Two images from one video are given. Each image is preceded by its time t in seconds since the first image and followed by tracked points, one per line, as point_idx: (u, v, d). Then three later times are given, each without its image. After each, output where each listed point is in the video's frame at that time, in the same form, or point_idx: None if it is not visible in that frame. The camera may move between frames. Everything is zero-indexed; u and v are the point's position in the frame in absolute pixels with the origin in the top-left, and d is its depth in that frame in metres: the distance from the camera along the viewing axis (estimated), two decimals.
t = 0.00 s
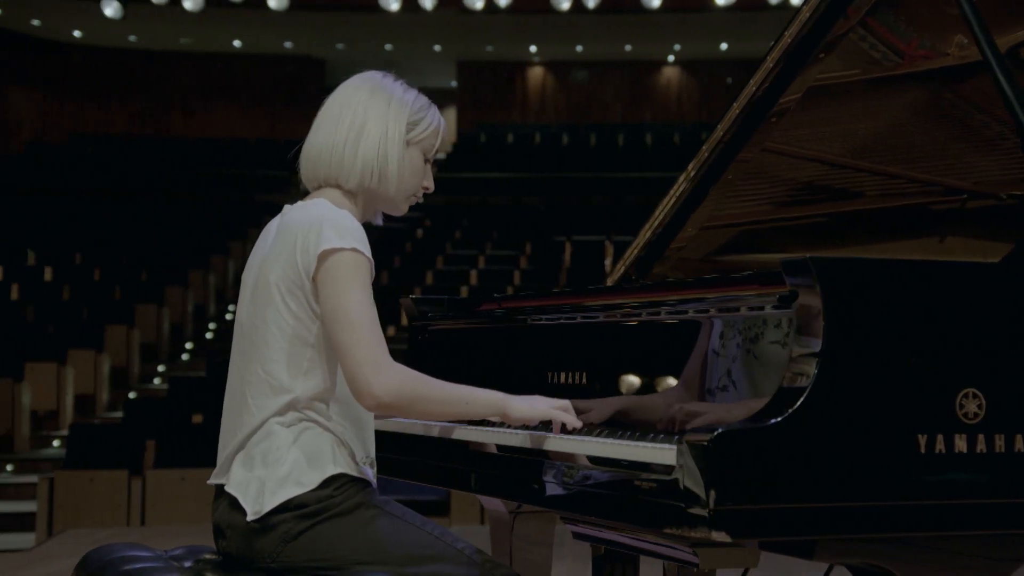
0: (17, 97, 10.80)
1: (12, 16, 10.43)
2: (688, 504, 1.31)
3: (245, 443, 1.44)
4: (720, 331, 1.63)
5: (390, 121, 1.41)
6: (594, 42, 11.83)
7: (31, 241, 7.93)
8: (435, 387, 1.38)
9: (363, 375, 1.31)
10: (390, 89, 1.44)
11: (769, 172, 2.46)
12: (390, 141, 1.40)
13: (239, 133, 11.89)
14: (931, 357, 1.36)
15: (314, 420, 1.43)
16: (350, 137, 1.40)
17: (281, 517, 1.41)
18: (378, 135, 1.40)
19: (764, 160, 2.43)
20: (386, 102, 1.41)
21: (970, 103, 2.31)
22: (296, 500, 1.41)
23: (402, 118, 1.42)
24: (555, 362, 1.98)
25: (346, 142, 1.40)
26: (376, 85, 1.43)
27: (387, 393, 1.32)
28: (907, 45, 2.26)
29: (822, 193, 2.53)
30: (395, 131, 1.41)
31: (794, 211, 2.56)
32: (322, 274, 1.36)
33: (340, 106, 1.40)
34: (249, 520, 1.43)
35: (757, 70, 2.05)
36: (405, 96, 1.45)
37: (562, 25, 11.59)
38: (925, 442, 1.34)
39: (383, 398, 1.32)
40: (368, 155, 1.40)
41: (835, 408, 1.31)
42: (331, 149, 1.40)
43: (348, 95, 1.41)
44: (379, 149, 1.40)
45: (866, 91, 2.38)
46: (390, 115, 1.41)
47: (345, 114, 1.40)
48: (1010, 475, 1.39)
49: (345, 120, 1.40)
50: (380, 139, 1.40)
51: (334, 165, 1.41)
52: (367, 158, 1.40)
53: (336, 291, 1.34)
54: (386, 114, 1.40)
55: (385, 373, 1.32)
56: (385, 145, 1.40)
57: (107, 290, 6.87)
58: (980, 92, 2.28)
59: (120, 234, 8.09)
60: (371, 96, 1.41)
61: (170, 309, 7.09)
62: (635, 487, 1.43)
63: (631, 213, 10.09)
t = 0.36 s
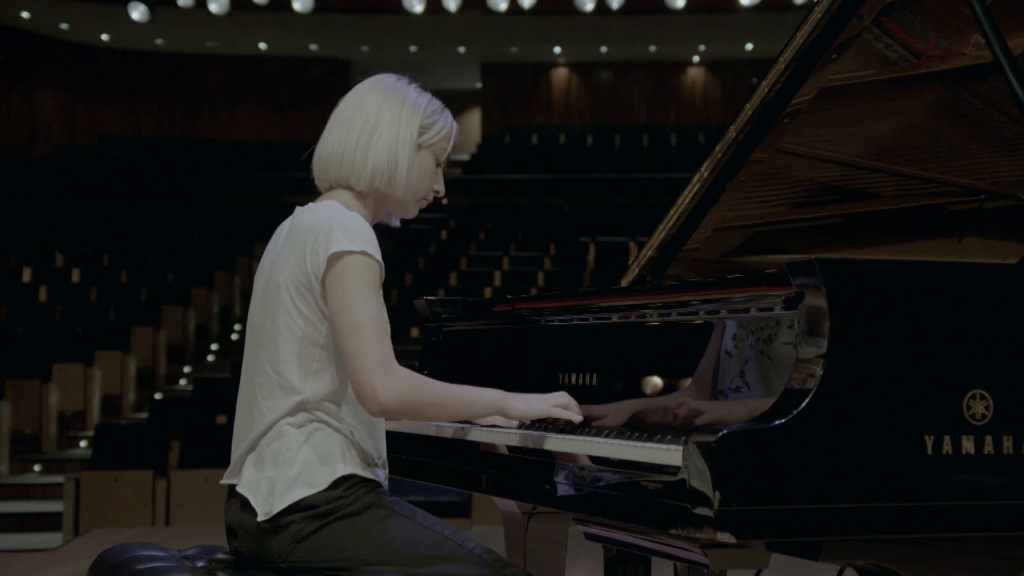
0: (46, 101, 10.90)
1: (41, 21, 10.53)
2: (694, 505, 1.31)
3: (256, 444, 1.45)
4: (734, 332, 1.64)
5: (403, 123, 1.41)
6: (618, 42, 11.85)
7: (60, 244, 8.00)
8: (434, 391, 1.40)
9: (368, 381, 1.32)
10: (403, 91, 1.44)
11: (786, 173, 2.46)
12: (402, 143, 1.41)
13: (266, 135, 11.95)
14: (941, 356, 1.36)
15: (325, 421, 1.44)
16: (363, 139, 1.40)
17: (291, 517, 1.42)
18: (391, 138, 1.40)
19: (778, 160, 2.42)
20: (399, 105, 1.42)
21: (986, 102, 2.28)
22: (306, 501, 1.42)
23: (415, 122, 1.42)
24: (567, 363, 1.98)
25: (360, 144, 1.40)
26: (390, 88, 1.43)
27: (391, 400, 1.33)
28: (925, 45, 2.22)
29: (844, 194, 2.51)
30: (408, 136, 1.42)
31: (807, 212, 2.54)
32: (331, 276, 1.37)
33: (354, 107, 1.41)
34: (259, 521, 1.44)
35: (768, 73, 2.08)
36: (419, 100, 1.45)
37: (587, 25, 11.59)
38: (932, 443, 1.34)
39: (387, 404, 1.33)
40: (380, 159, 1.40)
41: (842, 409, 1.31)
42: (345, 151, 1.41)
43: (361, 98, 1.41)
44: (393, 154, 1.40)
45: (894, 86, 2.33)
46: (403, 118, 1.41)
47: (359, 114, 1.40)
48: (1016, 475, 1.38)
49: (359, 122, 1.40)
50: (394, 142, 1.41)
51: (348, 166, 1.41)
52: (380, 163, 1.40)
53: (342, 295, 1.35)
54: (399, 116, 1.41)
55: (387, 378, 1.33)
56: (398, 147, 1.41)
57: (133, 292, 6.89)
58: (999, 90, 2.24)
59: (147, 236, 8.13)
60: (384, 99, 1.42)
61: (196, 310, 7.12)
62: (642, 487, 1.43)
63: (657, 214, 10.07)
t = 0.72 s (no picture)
0: (75, 104, 10.98)
1: (71, 24, 10.60)
2: (701, 506, 1.31)
3: (265, 445, 1.46)
4: (749, 332, 1.63)
5: (417, 132, 1.42)
6: (645, 42, 11.83)
7: (88, 245, 8.04)
8: (434, 390, 1.40)
9: (369, 380, 1.33)
10: (416, 99, 1.45)
11: (802, 174, 2.43)
12: (417, 153, 1.42)
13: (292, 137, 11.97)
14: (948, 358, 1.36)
15: (332, 420, 1.45)
16: (378, 147, 1.41)
17: (300, 517, 1.43)
18: (407, 146, 1.42)
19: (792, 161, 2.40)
20: (414, 113, 1.43)
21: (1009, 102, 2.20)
22: (315, 501, 1.43)
23: (428, 132, 1.44)
24: (578, 364, 1.98)
25: (376, 150, 1.41)
26: (405, 96, 1.44)
27: (389, 397, 1.34)
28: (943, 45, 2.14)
29: (863, 195, 2.46)
30: (422, 145, 1.43)
31: (822, 213, 2.52)
32: (336, 276, 1.38)
33: (368, 113, 1.41)
34: (270, 521, 1.45)
35: (784, 71, 2.09)
36: (431, 109, 1.46)
37: (612, 27, 11.57)
38: (941, 444, 1.34)
39: (386, 400, 1.33)
40: (394, 167, 1.41)
41: (851, 411, 1.31)
42: (358, 156, 1.41)
43: (376, 104, 1.42)
44: (407, 163, 1.42)
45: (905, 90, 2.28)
46: (417, 127, 1.42)
47: (373, 121, 1.41)
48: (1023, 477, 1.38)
49: (374, 128, 1.41)
50: (408, 152, 1.42)
51: (360, 173, 1.41)
52: (395, 170, 1.41)
53: (346, 296, 1.36)
54: (414, 125, 1.42)
55: (387, 375, 1.34)
56: (413, 156, 1.42)
57: (161, 292, 6.90)
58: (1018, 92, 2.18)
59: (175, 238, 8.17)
60: (399, 105, 1.43)
61: (223, 310, 7.12)
62: (651, 487, 1.43)
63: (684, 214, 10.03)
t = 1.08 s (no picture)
0: (99, 105, 11.02)
1: (94, 26, 10.65)
2: (704, 506, 1.31)
3: (272, 446, 1.47)
4: (757, 330, 1.65)
5: (392, 122, 1.44)
6: (667, 42, 11.84)
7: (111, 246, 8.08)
8: (445, 380, 1.40)
9: (374, 370, 1.33)
10: (390, 91, 1.46)
11: (817, 173, 2.39)
12: (394, 140, 1.44)
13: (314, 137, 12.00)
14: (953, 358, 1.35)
15: (338, 418, 1.46)
16: (354, 141, 1.43)
17: (309, 517, 1.44)
18: (383, 136, 1.43)
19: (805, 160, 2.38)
20: (387, 104, 1.44)
21: None
22: (323, 500, 1.43)
23: (404, 118, 1.45)
24: (586, 365, 1.97)
25: (352, 144, 1.43)
26: (377, 89, 1.46)
27: (398, 390, 1.33)
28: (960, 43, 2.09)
29: (875, 195, 2.42)
30: (398, 132, 1.44)
31: (836, 213, 2.47)
32: (338, 270, 1.39)
33: (342, 113, 1.43)
34: (279, 521, 1.45)
35: (793, 73, 2.09)
36: (406, 98, 1.47)
37: (634, 26, 11.56)
38: (947, 444, 1.34)
39: (395, 393, 1.33)
40: (371, 156, 1.43)
41: (855, 411, 1.30)
42: (337, 153, 1.43)
43: (351, 102, 1.44)
44: (384, 150, 1.43)
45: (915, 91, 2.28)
46: (392, 115, 1.44)
47: (347, 120, 1.43)
48: None
49: (347, 124, 1.43)
50: (385, 141, 1.43)
51: (342, 168, 1.44)
52: (373, 159, 1.43)
53: (349, 288, 1.36)
54: (387, 113, 1.44)
55: (396, 365, 1.33)
56: (390, 143, 1.43)
57: (182, 293, 6.91)
58: None
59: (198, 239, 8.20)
60: (372, 99, 1.44)
61: (245, 310, 7.12)
62: (654, 487, 1.42)
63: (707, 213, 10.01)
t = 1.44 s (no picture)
0: (124, 107, 11.05)
1: (119, 27, 10.71)
2: (710, 506, 1.31)
3: (285, 446, 1.47)
4: (765, 332, 1.62)
5: (414, 124, 1.44)
6: (690, 42, 11.80)
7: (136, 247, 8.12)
8: (460, 387, 1.41)
9: (389, 377, 1.34)
10: (413, 93, 1.47)
11: (833, 174, 2.36)
12: (416, 144, 1.44)
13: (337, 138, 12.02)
14: (960, 358, 1.35)
15: (350, 420, 1.46)
16: (376, 143, 1.43)
17: (319, 517, 1.45)
18: (406, 138, 1.44)
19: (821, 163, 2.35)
20: (410, 106, 1.45)
21: None
22: (334, 500, 1.44)
23: (425, 121, 1.45)
24: (596, 367, 1.97)
25: (373, 147, 1.43)
26: (399, 91, 1.46)
27: (414, 396, 1.34)
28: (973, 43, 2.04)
29: (892, 195, 2.38)
30: (419, 135, 1.45)
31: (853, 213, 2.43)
32: (354, 274, 1.39)
33: (366, 113, 1.44)
34: (289, 520, 1.46)
35: (807, 73, 2.10)
36: (427, 101, 1.48)
37: (657, 25, 11.52)
38: (953, 446, 1.33)
39: (411, 399, 1.34)
40: (393, 160, 1.43)
41: (862, 412, 1.30)
42: (357, 155, 1.44)
43: (374, 103, 1.45)
44: (405, 154, 1.44)
45: (930, 94, 2.22)
46: (413, 118, 1.44)
47: (370, 120, 1.44)
48: None
49: (368, 126, 1.44)
50: (407, 144, 1.44)
51: (363, 169, 1.44)
52: (393, 162, 1.43)
53: (367, 293, 1.37)
54: (408, 116, 1.44)
55: (409, 373, 1.34)
56: (410, 146, 1.44)
57: (205, 294, 6.93)
58: None
59: (222, 240, 8.21)
60: (395, 102, 1.44)
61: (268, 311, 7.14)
62: (659, 488, 1.43)
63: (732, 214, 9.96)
